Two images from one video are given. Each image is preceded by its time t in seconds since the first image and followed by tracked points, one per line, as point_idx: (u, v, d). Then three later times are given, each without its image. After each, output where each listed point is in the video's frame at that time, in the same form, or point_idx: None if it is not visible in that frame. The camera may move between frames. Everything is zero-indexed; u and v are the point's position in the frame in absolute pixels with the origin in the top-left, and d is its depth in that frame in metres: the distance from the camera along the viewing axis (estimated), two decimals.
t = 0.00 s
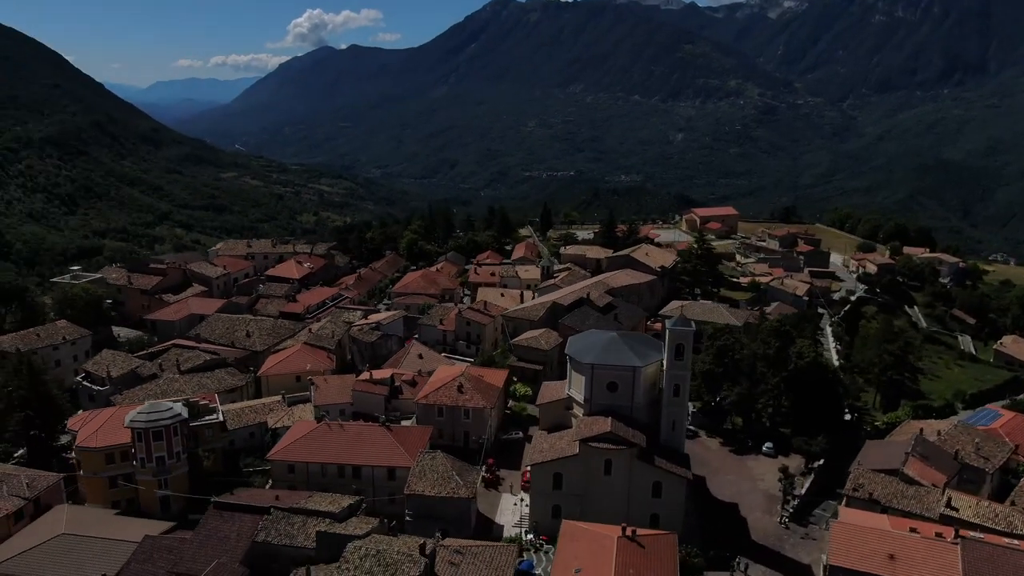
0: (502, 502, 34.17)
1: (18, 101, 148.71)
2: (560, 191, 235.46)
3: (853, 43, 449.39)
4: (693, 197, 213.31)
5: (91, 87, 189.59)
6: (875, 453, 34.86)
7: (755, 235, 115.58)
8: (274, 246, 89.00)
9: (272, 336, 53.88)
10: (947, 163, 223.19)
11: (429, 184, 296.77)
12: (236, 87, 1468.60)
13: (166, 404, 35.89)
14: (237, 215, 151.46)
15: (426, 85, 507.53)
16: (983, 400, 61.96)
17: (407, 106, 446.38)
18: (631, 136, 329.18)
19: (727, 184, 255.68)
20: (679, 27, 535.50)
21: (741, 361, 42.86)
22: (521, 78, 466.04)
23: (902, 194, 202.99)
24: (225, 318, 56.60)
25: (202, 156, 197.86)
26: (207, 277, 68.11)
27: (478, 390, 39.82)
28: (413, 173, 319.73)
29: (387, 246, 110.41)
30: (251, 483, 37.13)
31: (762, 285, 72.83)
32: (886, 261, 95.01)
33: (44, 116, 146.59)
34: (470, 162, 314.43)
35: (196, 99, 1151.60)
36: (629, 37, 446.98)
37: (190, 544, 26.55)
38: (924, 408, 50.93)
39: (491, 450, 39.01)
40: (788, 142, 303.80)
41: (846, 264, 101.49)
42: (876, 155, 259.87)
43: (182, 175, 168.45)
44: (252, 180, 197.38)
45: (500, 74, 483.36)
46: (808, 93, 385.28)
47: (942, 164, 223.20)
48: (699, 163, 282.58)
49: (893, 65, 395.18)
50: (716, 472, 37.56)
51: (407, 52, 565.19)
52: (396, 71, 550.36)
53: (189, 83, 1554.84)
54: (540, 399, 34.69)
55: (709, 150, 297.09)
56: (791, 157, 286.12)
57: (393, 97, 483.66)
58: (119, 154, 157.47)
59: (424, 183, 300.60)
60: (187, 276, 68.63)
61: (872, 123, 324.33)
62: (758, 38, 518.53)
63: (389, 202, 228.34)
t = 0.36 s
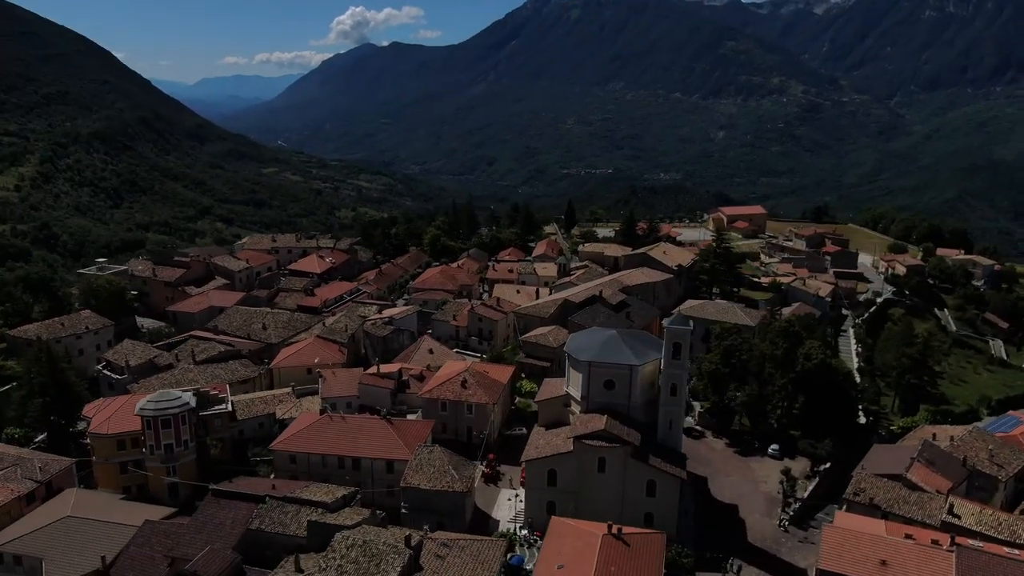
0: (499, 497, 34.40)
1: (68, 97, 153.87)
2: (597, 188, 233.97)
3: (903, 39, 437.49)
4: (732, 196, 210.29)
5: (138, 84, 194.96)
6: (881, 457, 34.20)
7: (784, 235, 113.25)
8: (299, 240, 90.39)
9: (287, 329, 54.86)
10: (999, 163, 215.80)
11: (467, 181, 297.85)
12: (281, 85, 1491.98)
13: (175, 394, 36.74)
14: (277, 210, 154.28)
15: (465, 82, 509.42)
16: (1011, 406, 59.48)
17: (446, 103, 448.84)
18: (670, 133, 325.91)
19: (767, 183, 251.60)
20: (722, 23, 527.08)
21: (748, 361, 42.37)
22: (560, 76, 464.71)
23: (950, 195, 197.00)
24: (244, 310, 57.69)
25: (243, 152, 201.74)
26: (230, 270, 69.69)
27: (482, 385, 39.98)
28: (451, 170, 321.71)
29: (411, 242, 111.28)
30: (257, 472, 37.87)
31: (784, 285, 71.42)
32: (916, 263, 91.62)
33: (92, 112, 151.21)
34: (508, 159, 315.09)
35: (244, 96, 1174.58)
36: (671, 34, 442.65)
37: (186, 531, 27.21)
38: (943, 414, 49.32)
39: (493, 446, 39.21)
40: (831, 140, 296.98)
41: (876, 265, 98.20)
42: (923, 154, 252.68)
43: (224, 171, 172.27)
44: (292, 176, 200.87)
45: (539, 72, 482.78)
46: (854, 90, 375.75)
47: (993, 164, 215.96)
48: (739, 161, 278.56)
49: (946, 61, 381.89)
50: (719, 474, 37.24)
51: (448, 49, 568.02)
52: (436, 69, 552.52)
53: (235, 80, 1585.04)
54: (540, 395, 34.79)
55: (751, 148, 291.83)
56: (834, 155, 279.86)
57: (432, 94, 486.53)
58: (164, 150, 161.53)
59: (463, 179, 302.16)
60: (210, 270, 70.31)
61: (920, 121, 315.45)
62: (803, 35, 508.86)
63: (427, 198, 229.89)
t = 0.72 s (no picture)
0: (497, 492, 34.59)
1: (117, 94, 158.76)
2: (636, 186, 231.99)
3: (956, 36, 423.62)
4: (773, 196, 206.53)
5: (184, 81, 200.01)
6: (886, 462, 33.52)
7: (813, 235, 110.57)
8: (322, 236, 91.56)
9: (303, 323, 55.80)
10: None
11: (505, 178, 297.84)
12: (325, 83, 1510.92)
13: (185, 384, 37.62)
14: (315, 206, 156.47)
15: (505, 79, 509.58)
16: None
17: (486, 101, 449.85)
18: (710, 131, 321.46)
19: (810, 182, 246.51)
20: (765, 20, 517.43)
21: (755, 362, 41.87)
22: (601, 73, 461.83)
23: (1003, 196, 190.02)
24: (261, 304, 58.80)
25: (284, 148, 205.12)
26: (252, 265, 71.10)
27: (486, 381, 40.14)
28: (490, 166, 322.46)
29: (434, 238, 111.77)
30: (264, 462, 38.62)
31: (805, 285, 70.32)
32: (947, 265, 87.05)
33: (138, 109, 155.44)
34: (547, 156, 314.74)
35: (290, 94, 1192.87)
36: (713, 31, 436.84)
37: (184, 516, 27.90)
38: (962, 419, 47.72)
39: (496, 442, 39.35)
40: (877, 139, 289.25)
41: (907, 267, 94.04)
42: (974, 154, 244.41)
43: (265, 166, 175.38)
44: (332, 172, 203.69)
45: (579, 69, 480.52)
46: (902, 87, 365.01)
47: None
48: (780, 159, 273.49)
49: (1001, 57, 367.44)
50: (721, 475, 36.89)
51: (488, 47, 568.93)
52: (476, 66, 553.34)
53: (280, 78, 1610.98)
54: (540, 392, 34.81)
55: (793, 146, 285.90)
56: (879, 154, 272.43)
57: (472, 92, 487.91)
58: (207, 146, 165.36)
59: (501, 176, 302.66)
60: (233, 264, 71.94)
61: (971, 119, 305.33)
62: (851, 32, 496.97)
63: (465, 195, 230.55)
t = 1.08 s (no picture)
0: (496, 485, 34.83)
1: (162, 90, 162.76)
2: (676, 185, 229.28)
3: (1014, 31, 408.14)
4: (816, 195, 202.17)
5: (228, 78, 204.18)
6: (891, 467, 32.80)
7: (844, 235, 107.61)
8: (345, 230, 92.67)
9: (318, 316, 56.79)
10: None
11: (543, 175, 297.58)
12: (366, 80, 1524.30)
13: (195, 373, 38.63)
14: (353, 201, 158.23)
15: (544, 77, 508.10)
16: None
17: (525, 98, 449.91)
18: (752, 129, 316.18)
19: (854, 181, 240.58)
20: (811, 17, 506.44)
21: (763, 362, 41.33)
22: (642, 70, 457.61)
23: None
24: (279, 297, 59.93)
25: (325, 145, 208.19)
26: (274, 258, 72.51)
27: (491, 376, 40.35)
28: (528, 163, 322.34)
29: (458, 234, 112.29)
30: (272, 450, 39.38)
31: (827, 285, 68.95)
32: (980, 266, 81.97)
33: (182, 105, 159.40)
34: (586, 153, 313.63)
35: (333, 91, 1207.11)
36: (757, 28, 429.55)
37: (184, 501, 28.66)
38: (982, 425, 46.18)
39: (499, 436, 39.50)
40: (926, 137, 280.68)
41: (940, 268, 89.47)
42: None
43: (305, 162, 178.06)
44: (371, 168, 206.16)
45: (619, 67, 476.64)
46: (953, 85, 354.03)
47: None
48: (824, 158, 267.63)
49: None
50: (723, 476, 36.56)
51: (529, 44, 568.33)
52: (516, 64, 552.93)
53: (322, 75, 1629.74)
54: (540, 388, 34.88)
55: (837, 145, 279.58)
56: (928, 153, 264.05)
57: (511, 89, 488.00)
58: (248, 141, 168.85)
59: (540, 173, 302.51)
60: (256, 257, 73.52)
61: None
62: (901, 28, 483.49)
63: (503, 192, 230.60)
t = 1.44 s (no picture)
0: (495, 481, 35.03)
1: (203, 87, 166.33)
2: (713, 184, 226.04)
3: None
4: (857, 196, 197.41)
5: (267, 75, 207.67)
6: (894, 471, 32.22)
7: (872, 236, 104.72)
8: (367, 226, 93.49)
9: (333, 311, 57.53)
10: None
11: (579, 172, 296.59)
12: (403, 78, 1531.90)
13: (204, 364, 39.50)
14: (388, 198, 159.37)
15: (581, 74, 505.21)
16: None
17: (560, 96, 448.66)
18: (791, 127, 310.41)
19: (897, 181, 234.52)
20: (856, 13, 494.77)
21: (771, 362, 40.79)
22: (679, 68, 452.37)
23: None
24: (296, 291, 60.91)
25: (361, 142, 210.46)
26: (295, 253, 73.66)
27: (495, 372, 40.53)
28: (564, 161, 321.59)
29: (479, 231, 112.42)
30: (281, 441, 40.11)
31: (848, 286, 67.46)
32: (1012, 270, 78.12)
33: (220, 102, 162.56)
34: (622, 151, 311.56)
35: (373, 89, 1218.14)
36: (798, 24, 421.56)
37: (184, 487, 29.39)
38: (1000, 432, 44.75)
39: (502, 432, 39.66)
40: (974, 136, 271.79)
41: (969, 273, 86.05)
42: None
43: (342, 159, 180.00)
44: (406, 165, 207.56)
45: (656, 64, 471.85)
46: (1004, 83, 342.56)
47: None
48: (865, 157, 261.58)
49: None
50: (725, 477, 36.26)
51: (566, 41, 565.94)
52: (553, 62, 550.93)
53: (362, 72, 1642.97)
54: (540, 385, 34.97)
55: (879, 144, 273.13)
56: (975, 152, 255.70)
57: (547, 86, 486.81)
58: (286, 138, 171.33)
59: (574, 171, 301.59)
60: (277, 252, 74.79)
61: None
62: (950, 24, 469.14)
63: (537, 189, 230.05)
